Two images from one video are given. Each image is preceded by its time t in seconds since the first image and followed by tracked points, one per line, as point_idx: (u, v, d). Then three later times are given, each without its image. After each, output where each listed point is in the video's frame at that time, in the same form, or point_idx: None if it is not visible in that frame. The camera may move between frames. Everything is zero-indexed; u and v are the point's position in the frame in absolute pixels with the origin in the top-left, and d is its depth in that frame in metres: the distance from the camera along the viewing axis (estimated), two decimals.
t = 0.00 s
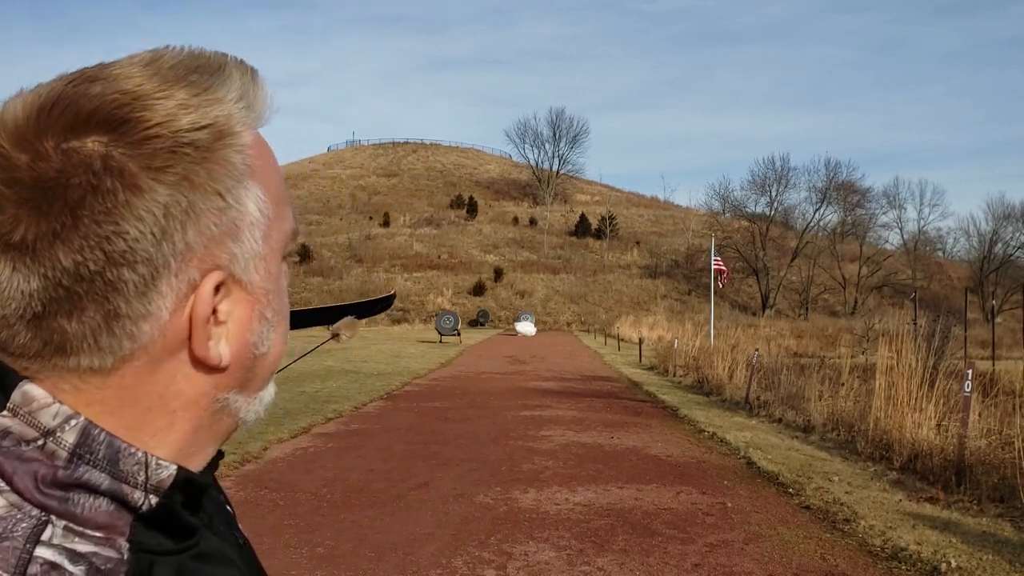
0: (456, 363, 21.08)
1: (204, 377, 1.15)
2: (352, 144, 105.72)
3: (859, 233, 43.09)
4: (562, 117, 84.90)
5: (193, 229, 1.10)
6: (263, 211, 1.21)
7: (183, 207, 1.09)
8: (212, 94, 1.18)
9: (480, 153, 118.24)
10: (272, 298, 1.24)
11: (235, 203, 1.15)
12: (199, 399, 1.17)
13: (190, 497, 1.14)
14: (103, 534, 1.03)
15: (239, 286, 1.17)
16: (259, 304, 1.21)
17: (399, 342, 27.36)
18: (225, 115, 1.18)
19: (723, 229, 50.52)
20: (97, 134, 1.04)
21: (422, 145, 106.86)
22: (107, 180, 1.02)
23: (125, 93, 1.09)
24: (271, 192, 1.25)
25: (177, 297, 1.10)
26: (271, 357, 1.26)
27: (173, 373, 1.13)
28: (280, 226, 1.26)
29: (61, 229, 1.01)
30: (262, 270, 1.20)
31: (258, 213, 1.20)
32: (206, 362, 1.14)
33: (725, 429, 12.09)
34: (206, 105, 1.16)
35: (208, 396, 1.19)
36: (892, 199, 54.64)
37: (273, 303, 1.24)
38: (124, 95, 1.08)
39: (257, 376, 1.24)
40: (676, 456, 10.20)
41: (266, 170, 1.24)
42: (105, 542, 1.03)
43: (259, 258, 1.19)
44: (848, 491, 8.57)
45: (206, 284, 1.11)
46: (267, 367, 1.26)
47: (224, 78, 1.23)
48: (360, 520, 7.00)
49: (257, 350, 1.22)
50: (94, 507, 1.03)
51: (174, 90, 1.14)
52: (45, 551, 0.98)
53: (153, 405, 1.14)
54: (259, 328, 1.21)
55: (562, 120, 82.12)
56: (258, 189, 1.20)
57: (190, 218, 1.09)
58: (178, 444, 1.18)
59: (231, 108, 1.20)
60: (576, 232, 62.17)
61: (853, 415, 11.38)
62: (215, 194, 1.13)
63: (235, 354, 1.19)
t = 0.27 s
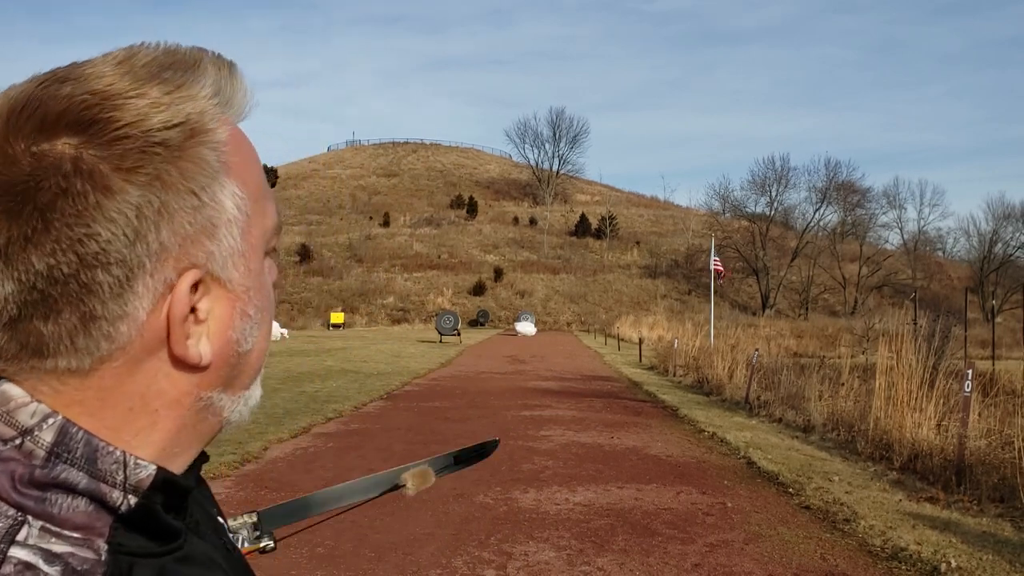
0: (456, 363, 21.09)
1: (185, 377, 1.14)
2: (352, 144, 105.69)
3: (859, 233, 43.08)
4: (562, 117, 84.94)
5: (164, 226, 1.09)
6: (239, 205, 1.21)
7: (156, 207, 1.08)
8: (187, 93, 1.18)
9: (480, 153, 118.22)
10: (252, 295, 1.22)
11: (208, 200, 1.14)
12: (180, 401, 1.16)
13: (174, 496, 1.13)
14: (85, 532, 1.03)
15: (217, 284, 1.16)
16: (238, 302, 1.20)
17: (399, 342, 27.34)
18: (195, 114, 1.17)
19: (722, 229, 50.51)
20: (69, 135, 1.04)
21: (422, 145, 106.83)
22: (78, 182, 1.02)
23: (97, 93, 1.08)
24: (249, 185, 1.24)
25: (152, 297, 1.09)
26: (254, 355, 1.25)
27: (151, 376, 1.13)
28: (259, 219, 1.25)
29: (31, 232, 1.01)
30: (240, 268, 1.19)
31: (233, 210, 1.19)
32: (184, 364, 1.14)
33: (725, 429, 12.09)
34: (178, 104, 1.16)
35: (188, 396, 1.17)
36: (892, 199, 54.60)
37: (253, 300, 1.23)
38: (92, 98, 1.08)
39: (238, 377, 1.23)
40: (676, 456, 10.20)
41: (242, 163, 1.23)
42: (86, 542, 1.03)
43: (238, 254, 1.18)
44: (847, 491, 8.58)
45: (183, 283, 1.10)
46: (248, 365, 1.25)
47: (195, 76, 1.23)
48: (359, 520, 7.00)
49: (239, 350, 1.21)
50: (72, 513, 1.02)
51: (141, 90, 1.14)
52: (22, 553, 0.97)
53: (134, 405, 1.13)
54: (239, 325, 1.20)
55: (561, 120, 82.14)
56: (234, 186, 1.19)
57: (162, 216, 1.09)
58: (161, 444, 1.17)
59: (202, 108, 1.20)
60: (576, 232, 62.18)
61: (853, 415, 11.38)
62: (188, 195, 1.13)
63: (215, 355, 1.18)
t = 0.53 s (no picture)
0: (456, 363, 21.09)
1: (142, 368, 1.12)
2: (352, 143, 105.65)
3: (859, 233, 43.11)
4: (562, 117, 84.97)
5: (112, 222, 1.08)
6: (191, 197, 1.19)
7: (108, 199, 1.07)
8: (146, 88, 1.17)
9: (480, 153, 118.25)
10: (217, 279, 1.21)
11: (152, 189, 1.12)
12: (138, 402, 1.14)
13: (141, 483, 1.14)
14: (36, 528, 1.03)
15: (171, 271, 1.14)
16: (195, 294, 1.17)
17: (399, 342, 27.35)
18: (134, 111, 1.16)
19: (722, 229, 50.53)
20: (23, 132, 1.03)
21: (421, 145, 106.81)
22: (28, 175, 1.00)
23: (52, 89, 1.07)
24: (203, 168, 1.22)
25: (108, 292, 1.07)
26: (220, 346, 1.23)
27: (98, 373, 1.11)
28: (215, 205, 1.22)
29: None
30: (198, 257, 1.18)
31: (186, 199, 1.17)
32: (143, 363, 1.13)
33: (725, 429, 12.08)
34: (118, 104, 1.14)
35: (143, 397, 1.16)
36: (893, 199, 54.62)
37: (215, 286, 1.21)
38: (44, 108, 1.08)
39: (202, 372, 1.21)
40: (676, 456, 10.20)
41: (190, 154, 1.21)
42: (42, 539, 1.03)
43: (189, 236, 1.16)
44: (847, 491, 8.57)
45: (136, 274, 1.09)
46: (211, 361, 1.22)
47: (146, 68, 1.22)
48: (360, 520, 7.01)
49: (204, 344, 1.20)
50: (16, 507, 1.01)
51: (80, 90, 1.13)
52: None
53: (84, 398, 1.10)
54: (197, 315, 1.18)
55: (561, 121, 82.17)
56: (194, 180, 1.19)
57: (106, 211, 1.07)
58: (129, 435, 1.17)
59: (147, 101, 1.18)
60: (577, 232, 62.20)
61: (853, 415, 11.38)
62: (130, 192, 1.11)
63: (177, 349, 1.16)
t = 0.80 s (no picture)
0: (456, 363, 21.08)
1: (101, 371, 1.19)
2: (352, 143, 105.52)
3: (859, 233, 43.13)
4: (562, 117, 84.91)
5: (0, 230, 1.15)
6: (123, 198, 1.21)
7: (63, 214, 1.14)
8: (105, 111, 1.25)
9: (480, 153, 118.17)
10: (160, 288, 1.24)
11: (59, 197, 1.18)
12: (62, 402, 1.19)
13: (115, 473, 1.23)
14: None
15: (98, 277, 1.17)
16: (137, 297, 1.21)
17: (399, 342, 27.36)
18: (52, 117, 1.22)
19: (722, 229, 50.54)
20: None
21: (421, 145, 106.82)
22: None
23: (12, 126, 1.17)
24: (138, 173, 1.25)
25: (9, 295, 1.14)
26: (173, 348, 1.26)
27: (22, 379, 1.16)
28: (157, 211, 1.25)
29: None
30: (135, 261, 1.21)
31: (113, 202, 1.20)
32: (59, 364, 1.17)
33: (725, 429, 12.09)
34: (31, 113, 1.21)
35: (76, 397, 1.20)
36: (892, 199, 54.63)
37: (159, 293, 1.23)
38: None
39: (149, 376, 1.25)
40: (676, 456, 10.19)
41: (124, 158, 1.25)
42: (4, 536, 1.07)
43: (114, 239, 1.19)
44: (848, 491, 8.57)
45: (23, 272, 1.14)
46: (153, 368, 1.25)
47: (92, 72, 1.29)
48: (360, 519, 7.01)
49: (147, 348, 1.23)
50: None
51: None
52: None
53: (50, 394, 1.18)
54: (133, 319, 1.21)
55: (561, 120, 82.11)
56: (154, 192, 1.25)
57: None
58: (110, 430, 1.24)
59: (74, 107, 1.24)
60: (577, 232, 62.18)
61: (853, 415, 11.39)
62: (26, 199, 1.17)
63: (105, 350, 1.19)
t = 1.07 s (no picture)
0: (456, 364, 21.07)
1: (45, 383, 1.33)
2: (352, 143, 105.38)
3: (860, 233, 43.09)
4: (562, 117, 84.87)
5: None
6: (53, 225, 1.32)
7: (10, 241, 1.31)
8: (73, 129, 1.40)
9: (480, 153, 118.13)
10: (74, 311, 1.35)
11: None
12: None
13: (65, 475, 1.39)
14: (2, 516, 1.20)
15: (17, 289, 1.31)
16: (58, 315, 1.33)
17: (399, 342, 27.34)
18: (18, 124, 1.37)
19: (723, 229, 50.44)
20: None
21: (421, 144, 106.73)
22: None
23: None
24: (74, 198, 1.35)
25: None
26: (84, 372, 1.35)
27: None
28: (79, 241, 1.35)
29: None
30: (50, 281, 1.33)
31: (37, 224, 1.31)
32: None
33: (725, 429, 12.10)
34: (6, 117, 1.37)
35: (5, 401, 1.35)
36: (892, 199, 54.58)
37: (75, 318, 1.35)
38: None
39: (64, 395, 1.35)
40: (676, 456, 10.21)
41: (66, 180, 1.35)
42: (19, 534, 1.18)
43: (33, 260, 1.31)
44: (848, 491, 8.58)
45: None
46: (64, 388, 1.35)
47: (65, 86, 1.44)
48: (360, 520, 7.01)
49: (56, 367, 1.34)
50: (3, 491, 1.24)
51: None
52: None
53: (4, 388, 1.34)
54: (47, 333, 1.33)
55: (561, 120, 82.05)
56: (90, 223, 1.36)
57: None
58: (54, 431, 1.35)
59: (41, 120, 1.38)
60: (577, 232, 62.13)
61: (853, 415, 11.41)
62: None
63: (21, 361, 1.33)
